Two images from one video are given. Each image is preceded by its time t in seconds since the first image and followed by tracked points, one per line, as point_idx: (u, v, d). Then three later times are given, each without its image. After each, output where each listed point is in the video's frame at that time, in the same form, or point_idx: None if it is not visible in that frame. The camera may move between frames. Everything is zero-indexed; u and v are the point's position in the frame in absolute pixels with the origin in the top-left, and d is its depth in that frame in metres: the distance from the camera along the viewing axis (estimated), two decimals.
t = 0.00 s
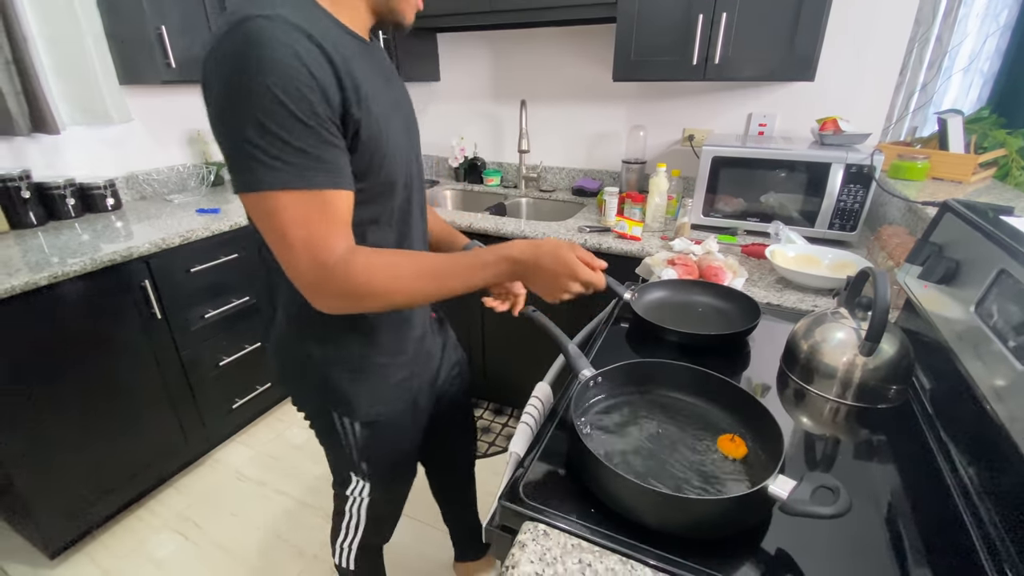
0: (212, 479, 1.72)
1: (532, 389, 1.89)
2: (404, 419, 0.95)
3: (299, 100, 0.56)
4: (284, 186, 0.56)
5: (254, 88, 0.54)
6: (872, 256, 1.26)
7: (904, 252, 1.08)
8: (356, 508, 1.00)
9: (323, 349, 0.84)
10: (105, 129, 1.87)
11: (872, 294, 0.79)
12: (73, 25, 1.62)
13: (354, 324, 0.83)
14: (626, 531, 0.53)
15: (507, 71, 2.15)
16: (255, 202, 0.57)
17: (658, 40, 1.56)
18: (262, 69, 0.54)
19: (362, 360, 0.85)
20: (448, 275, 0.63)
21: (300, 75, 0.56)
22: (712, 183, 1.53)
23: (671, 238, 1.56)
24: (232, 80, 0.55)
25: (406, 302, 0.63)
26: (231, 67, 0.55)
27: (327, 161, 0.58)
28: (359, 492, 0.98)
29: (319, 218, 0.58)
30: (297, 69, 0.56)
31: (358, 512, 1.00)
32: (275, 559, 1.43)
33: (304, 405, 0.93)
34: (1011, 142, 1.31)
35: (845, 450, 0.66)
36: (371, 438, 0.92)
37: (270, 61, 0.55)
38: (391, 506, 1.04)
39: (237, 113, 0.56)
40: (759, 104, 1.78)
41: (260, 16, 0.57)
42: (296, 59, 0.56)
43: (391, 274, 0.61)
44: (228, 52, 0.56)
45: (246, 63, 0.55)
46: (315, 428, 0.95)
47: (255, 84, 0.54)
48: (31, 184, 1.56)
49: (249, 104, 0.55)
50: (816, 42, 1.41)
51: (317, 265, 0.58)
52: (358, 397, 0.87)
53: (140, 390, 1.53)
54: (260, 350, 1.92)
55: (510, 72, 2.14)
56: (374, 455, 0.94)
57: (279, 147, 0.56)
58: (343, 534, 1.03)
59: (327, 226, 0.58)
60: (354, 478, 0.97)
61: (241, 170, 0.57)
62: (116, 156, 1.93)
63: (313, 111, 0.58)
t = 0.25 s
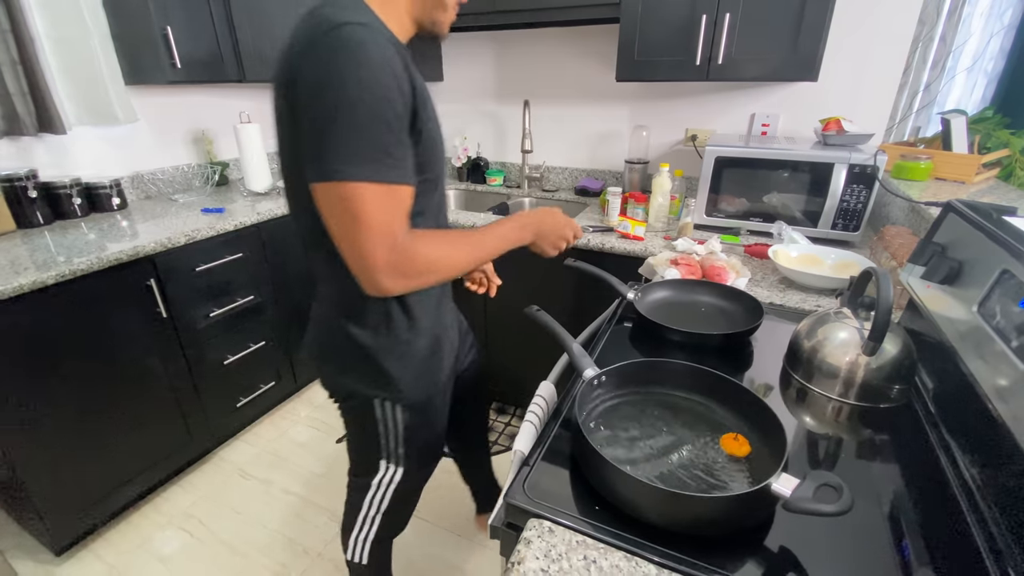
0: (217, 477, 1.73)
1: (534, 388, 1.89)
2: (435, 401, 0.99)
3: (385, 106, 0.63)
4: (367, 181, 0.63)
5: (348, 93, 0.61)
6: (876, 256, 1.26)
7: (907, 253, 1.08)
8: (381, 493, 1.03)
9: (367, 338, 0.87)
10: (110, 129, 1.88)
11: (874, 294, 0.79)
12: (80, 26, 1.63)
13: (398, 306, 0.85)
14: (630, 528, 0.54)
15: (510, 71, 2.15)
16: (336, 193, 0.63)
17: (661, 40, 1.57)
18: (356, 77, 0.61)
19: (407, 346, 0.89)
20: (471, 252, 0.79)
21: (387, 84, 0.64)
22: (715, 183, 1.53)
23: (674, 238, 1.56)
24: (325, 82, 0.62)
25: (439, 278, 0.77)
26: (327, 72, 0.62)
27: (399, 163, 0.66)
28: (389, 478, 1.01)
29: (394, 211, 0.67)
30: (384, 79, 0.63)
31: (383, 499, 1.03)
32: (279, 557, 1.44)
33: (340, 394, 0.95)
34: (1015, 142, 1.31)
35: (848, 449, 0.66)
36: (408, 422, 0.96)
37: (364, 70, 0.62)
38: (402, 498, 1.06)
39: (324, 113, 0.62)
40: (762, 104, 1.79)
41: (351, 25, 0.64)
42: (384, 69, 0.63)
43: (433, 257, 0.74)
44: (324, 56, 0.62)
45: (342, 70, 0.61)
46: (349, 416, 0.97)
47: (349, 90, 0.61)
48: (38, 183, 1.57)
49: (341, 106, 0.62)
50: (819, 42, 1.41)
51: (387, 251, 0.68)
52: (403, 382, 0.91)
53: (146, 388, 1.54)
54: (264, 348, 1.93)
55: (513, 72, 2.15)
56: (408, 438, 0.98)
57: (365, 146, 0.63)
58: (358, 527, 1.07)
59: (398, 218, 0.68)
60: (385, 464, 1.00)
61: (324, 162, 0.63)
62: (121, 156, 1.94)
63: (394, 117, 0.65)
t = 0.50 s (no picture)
0: (219, 476, 1.74)
1: (536, 388, 1.89)
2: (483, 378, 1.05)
3: (478, 107, 0.76)
4: (463, 167, 0.75)
5: (451, 95, 0.74)
6: (879, 257, 1.26)
7: (911, 253, 1.08)
8: (425, 466, 1.06)
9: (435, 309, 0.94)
10: (112, 128, 1.88)
11: (879, 295, 0.79)
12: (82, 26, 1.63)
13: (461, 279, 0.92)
14: (635, 529, 0.54)
15: (512, 71, 2.15)
16: (437, 176, 0.75)
17: (663, 41, 1.57)
18: (457, 82, 0.74)
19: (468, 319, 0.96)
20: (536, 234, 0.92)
21: (480, 89, 0.76)
22: (718, 183, 1.53)
23: (677, 238, 1.56)
24: (431, 85, 0.74)
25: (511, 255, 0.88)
26: (434, 77, 0.74)
27: (487, 155, 0.78)
28: (435, 452, 1.05)
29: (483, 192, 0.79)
30: (479, 86, 0.76)
31: (426, 471, 1.06)
32: (281, 556, 1.44)
33: (399, 364, 1.01)
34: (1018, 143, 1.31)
35: (852, 451, 0.66)
36: (459, 394, 1.01)
37: (463, 77, 0.74)
38: (437, 475, 1.10)
39: (429, 112, 0.74)
40: (765, 105, 1.79)
41: (449, 37, 0.76)
42: (477, 76, 0.76)
43: (512, 235, 0.86)
44: (429, 64, 0.74)
45: (445, 76, 0.74)
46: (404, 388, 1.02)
47: (452, 93, 0.74)
48: (40, 183, 1.57)
49: (446, 101, 0.74)
50: (822, 42, 1.41)
51: (478, 226, 0.79)
52: (460, 352, 0.98)
53: (148, 388, 1.54)
54: (265, 348, 1.94)
55: (515, 72, 2.15)
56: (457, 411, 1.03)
57: (462, 139, 0.75)
58: (392, 502, 1.09)
59: (486, 198, 0.79)
60: (433, 441, 1.04)
61: (428, 152, 0.75)
62: (123, 156, 1.94)
63: (484, 116, 0.77)
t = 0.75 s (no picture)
0: (216, 477, 1.73)
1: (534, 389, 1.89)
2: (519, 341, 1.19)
3: (528, 91, 0.89)
4: (513, 139, 0.88)
5: (507, 79, 0.86)
6: (875, 258, 1.27)
7: (907, 255, 1.08)
8: (490, 429, 1.25)
9: (466, 281, 1.10)
10: (109, 128, 1.87)
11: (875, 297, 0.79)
12: (80, 25, 1.62)
13: (485, 251, 1.07)
14: (631, 529, 0.54)
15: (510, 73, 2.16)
16: (491, 145, 0.87)
17: (661, 42, 1.57)
18: (513, 67, 0.87)
19: (495, 285, 1.10)
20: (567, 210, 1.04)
21: (531, 76, 0.89)
22: (715, 185, 1.54)
23: (674, 240, 1.56)
24: (491, 68, 0.87)
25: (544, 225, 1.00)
26: (494, 61, 0.87)
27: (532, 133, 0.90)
28: (491, 411, 1.24)
29: (526, 164, 0.91)
30: (531, 74, 0.89)
31: (491, 434, 1.25)
32: (279, 557, 1.44)
33: (444, 332, 1.19)
34: (1014, 145, 1.31)
35: (848, 451, 0.66)
36: (497, 353, 1.17)
37: (518, 64, 0.87)
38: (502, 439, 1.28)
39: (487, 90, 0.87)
40: (762, 106, 1.79)
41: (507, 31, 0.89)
42: (529, 66, 0.89)
43: (547, 207, 0.98)
44: (490, 50, 0.87)
45: (504, 62, 0.86)
46: (453, 352, 1.21)
47: (508, 76, 0.86)
48: (37, 183, 1.57)
49: (503, 82, 0.86)
50: (819, 44, 1.41)
51: (520, 192, 0.91)
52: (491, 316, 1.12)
53: (145, 388, 1.53)
54: (262, 349, 1.93)
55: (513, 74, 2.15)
56: (498, 370, 1.19)
57: (514, 115, 0.87)
58: (464, 469, 1.24)
59: (528, 170, 0.92)
60: (488, 400, 1.23)
61: (483, 123, 0.87)
62: (120, 156, 1.94)
63: (532, 99, 0.90)
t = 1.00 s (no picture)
0: (212, 479, 1.73)
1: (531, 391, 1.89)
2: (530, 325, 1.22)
3: (545, 84, 0.90)
4: (524, 127, 0.89)
5: (524, 69, 0.88)
6: (870, 261, 1.28)
7: (901, 257, 1.09)
8: (501, 411, 1.29)
9: (478, 264, 1.12)
10: (105, 129, 1.87)
11: (870, 299, 0.80)
12: (76, 26, 1.62)
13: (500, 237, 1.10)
14: (627, 531, 0.54)
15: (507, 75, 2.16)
16: (501, 129, 0.89)
17: (658, 45, 1.58)
18: (532, 59, 0.89)
19: (506, 269, 1.13)
20: (576, 208, 1.04)
21: (549, 70, 0.91)
22: (711, 187, 1.54)
23: (670, 242, 1.57)
24: (509, 58, 0.89)
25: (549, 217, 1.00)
26: (513, 52, 0.89)
27: (542, 123, 0.92)
28: (501, 391, 1.28)
29: (535, 153, 0.93)
30: (550, 67, 0.91)
31: (503, 414, 1.29)
32: (274, 559, 1.43)
33: (457, 315, 1.23)
34: (1008, 148, 1.32)
35: (843, 453, 0.66)
36: (507, 336, 1.20)
37: (537, 57, 0.89)
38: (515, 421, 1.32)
39: (503, 79, 0.89)
40: (758, 110, 1.80)
41: (529, 26, 0.92)
42: (548, 59, 0.90)
43: (553, 199, 0.99)
44: (510, 42, 0.90)
45: (522, 53, 0.89)
46: (466, 335, 1.25)
47: (524, 67, 0.88)
48: (33, 184, 1.57)
49: (520, 72, 0.88)
50: (814, 48, 1.42)
51: (526, 178, 0.93)
52: (502, 298, 1.15)
53: (140, 390, 1.53)
54: (259, 351, 1.93)
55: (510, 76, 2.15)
56: (508, 352, 1.22)
57: (527, 105, 0.89)
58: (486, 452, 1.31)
59: (536, 159, 0.93)
60: (497, 381, 1.27)
61: (496, 109, 0.89)
62: (116, 158, 1.93)
63: (547, 92, 0.91)
